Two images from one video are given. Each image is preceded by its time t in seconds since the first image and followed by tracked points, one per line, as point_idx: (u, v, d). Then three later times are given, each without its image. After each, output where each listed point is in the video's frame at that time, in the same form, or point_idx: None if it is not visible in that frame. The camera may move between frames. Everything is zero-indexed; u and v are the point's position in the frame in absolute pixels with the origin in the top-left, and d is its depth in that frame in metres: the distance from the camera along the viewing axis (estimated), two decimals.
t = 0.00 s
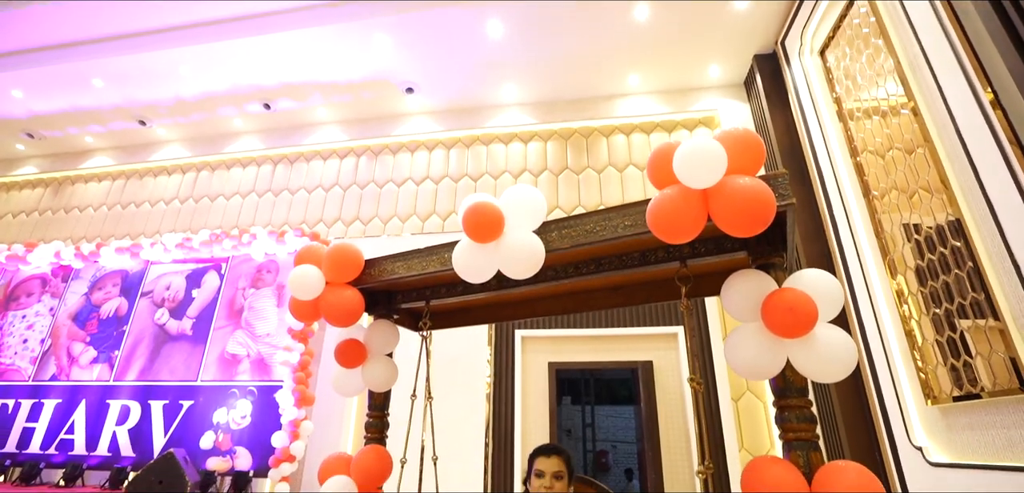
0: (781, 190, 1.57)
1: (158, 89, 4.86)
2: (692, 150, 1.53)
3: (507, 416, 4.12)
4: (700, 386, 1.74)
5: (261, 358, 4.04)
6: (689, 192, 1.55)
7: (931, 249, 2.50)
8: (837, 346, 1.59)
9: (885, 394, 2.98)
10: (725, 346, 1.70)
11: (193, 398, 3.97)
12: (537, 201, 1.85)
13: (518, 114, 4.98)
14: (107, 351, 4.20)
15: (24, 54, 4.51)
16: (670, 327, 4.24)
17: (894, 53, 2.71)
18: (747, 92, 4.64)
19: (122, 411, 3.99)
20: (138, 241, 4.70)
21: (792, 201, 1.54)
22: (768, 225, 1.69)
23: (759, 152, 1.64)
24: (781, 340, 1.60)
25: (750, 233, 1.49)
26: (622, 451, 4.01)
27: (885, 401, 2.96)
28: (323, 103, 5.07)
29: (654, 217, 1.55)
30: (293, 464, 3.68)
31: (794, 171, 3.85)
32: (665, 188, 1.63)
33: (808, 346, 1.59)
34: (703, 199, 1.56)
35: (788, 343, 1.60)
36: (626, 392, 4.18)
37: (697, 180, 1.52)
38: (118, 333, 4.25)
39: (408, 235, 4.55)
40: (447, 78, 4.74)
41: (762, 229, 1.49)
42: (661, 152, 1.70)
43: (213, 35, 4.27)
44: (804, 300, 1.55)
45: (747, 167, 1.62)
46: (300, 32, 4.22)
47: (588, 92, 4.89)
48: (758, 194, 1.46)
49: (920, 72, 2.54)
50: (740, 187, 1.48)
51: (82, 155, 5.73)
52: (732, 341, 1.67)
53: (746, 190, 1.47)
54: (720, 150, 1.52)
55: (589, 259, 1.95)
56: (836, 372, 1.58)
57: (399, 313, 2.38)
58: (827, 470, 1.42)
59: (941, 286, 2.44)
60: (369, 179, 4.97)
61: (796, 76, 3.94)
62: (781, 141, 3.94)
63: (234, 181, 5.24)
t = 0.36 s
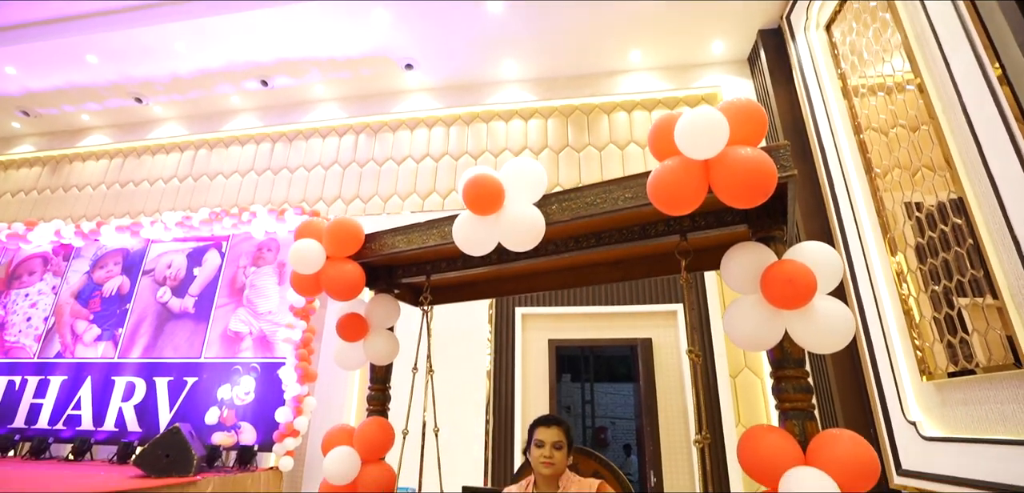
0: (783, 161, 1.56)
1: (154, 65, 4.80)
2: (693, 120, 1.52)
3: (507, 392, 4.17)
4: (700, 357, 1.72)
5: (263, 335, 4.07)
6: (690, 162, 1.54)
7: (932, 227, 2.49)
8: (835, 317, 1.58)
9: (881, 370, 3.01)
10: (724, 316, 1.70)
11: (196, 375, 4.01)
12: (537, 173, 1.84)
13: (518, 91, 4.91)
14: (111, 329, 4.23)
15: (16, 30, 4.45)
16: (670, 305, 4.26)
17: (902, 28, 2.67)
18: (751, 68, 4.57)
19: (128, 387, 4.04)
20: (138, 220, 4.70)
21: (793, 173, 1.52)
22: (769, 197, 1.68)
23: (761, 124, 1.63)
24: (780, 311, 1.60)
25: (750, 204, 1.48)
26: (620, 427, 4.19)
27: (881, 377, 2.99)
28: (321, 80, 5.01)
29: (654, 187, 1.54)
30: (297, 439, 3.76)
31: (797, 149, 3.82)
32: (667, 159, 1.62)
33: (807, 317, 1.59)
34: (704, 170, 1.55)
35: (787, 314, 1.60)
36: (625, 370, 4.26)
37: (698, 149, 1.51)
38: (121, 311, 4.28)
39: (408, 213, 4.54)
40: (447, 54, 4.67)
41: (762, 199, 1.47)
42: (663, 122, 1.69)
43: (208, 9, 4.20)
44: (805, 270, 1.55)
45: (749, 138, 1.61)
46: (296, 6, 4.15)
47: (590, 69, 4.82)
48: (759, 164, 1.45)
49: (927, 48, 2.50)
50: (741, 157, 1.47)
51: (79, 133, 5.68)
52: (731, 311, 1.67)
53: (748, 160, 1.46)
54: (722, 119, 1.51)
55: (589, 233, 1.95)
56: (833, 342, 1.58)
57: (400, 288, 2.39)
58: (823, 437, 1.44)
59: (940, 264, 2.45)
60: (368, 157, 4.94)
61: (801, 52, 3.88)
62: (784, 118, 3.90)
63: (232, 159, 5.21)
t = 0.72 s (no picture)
0: (785, 134, 1.54)
1: (150, 41, 4.74)
2: (696, 93, 1.51)
3: (507, 370, 4.21)
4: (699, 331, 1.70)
5: (264, 313, 4.10)
6: (692, 135, 1.53)
7: (934, 207, 2.48)
8: (835, 290, 1.57)
9: (877, 349, 3.03)
10: (724, 291, 1.70)
11: (199, 352, 4.05)
12: (539, 146, 1.83)
13: (519, 70, 4.84)
14: (114, 306, 4.25)
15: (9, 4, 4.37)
16: (669, 284, 4.27)
17: (912, 5, 2.62)
18: (756, 46, 4.51)
19: (132, 364, 4.08)
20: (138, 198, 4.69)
21: (796, 146, 1.51)
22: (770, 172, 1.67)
23: (765, 97, 1.61)
24: (779, 285, 1.60)
25: (751, 177, 1.47)
26: (619, 406, 4.10)
27: (877, 357, 3.01)
28: (320, 57, 4.94)
29: (655, 159, 1.53)
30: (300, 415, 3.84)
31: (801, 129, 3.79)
32: (668, 132, 1.60)
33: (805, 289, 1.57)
34: (706, 143, 1.54)
35: (785, 288, 1.60)
36: (624, 350, 4.25)
37: (700, 122, 1.50)
38: (123, 289, 4.29)
39: (408, 192, 4.53)
40: (447, 30, 4.59)
41: (763, 174, 1.47)
42: (666, 95, 1.67)
43: None
44: (804, 243, 1.54)
45: (753, 111, 1.59)
46: None
47: (592, 46, 4.74)
48: (761, 136, 1.44)
49: (938, 26, 2.46)
50: (744, 130, 1.45)
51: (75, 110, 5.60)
52: (731, 286, 1.66)
53: (749, 132, 1.44)
54: (724, 93, 1.50)
55: (589, 209, 1.94)
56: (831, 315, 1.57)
57: (399, 265, 2.40)
58: (818, 409, 1.46)
59: (941, 244, 2.45)
60: (368, 135, 4.91)
61: (807, 29, 3.82)
62: (788, 97, 3.86)
63: (231, 138, 5.18)
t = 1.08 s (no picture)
0: (788, 104, 1.51)
1: (143, 14, 4.64)
2: (697, 62, 1.48)
3: (507, 346, 4.26)
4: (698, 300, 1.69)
5: (266, 289, 4.12)
6: (695, 104, 1.51)
7: (936, 185, 2.47)
8: (834, 261, 1.56)
9: (875, 327, 3.07)
10: (724, 262, 1.70)
11: (202, 328, 4.08)
12: (539, 117, 1.81)
13: (521, 45, 4.72)
14: (116, 283, 4.27)
15: None
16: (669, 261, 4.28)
17: None
18: (761, 20, 4.42)
19: (135, 340, 4.12)
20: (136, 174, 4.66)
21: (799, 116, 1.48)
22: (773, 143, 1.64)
23: (769, 65, 1.57)
24: (779, 256, 1.59)
25: (753, 146, 1.45)
26: (617, 383, 4.24)
27: (875, 334, 3.07)
28: (317, 31, 4.83)
29: (657, 130, 1.52)
30: (302, 390, 3.85)
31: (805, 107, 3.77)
32: (671, 102, 1.59)
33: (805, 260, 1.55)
34: (709, 113, 1.52)
35: (785, 259, 1.58)
36: (623, 327, 4.30)
37: (702, 92, 1.48)
38: (124, 266, 4.30)
39: (408, 169, 4.52)
40: (446, 4, 4.49)
41: (766, 143, 1.45)
42: (669, 64, 1.64)
43: None
44: (805, 213, 1.53)
45: (756, 79, 1.56)
46: None
47: (595, 20, 4.62)
48: (763, 105, 1.41)
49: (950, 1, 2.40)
50: (746, 99, 1.43)
51: (69, 86, 5.51)
52: (731, 257, 1.66)
53: (751, 101, 1.42)
54: (727, 61, 1.47)
55: (590, 181, 1.91)
56: (830, 286, 1.56)
57: (400, 239, 2.39)
58: (814, 378, 1.46)
59: (941, 222, 2.44)
60: (367, 111, 4.86)
61: (815, 3, 3.74)
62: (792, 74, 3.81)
63: (229, 113, 5.13)
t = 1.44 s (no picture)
0: (793, 72, 1.46)
1: None
2: (702, 26, 1.44)
3: (507, 323, 4.30)
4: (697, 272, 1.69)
5: (266, 265, 4.13)
6: (698, 72, 1.48)
7: (940, 161, 2.45)
8: (835, 232, 1.51)
9: (874, 305, 3.10)
10: (723, 235, 1.64)
11: (203, 304, 4.11)
12: (540, 85, 1.74)
13: (522, 18, 4.56)
14: (116, 260, 4.28)
15: None
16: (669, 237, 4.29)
17: None
18: None
19: (137, 315, 4.15)
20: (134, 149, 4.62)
21: (803, 84, 1.42)
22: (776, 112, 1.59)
23: (774, 31, 1.54)
24: (779, 227, 1.54)
25: (755, 115, 1.42)
26: (616, 359, 4.36)
27: (873, 309, 3.10)
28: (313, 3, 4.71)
29: (659, 97, 1.48)
30: (304, 365, 3.88)
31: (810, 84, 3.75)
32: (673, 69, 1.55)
33: (805, 229, 1.51)
34: (712, 80, 1.48)
35: (785, 230, 1.53)
36: (622, 304, 4.39)
37: (705, 58, 1.45)
38: (124, 243, 4.30)
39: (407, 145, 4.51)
40: None
41: (768, 112, 1.42)
42: (672, 30, 1.60)
43: None
44: (805, 183, 1.47)
45: (761, 46, 1.54)
46: None
47: None
48: (765, 71, 1.38)
49: None
50: (750, 66, 1.39)
51: (61, 61, 5.40)
52: (731, 229, 1.61)
53: (754, 67, 1.39)
54: (733, 25, 1.43)
55: (591, 152, 1.86)
56: (829, 257, 1.51)
57: (400, 212, 2.38)
58: (812, 348, 1.44)
59: (943, 199, 2.44)
60: (366, 87, 4.81)
61: None
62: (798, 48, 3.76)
63: (226, 89, 5.07)
